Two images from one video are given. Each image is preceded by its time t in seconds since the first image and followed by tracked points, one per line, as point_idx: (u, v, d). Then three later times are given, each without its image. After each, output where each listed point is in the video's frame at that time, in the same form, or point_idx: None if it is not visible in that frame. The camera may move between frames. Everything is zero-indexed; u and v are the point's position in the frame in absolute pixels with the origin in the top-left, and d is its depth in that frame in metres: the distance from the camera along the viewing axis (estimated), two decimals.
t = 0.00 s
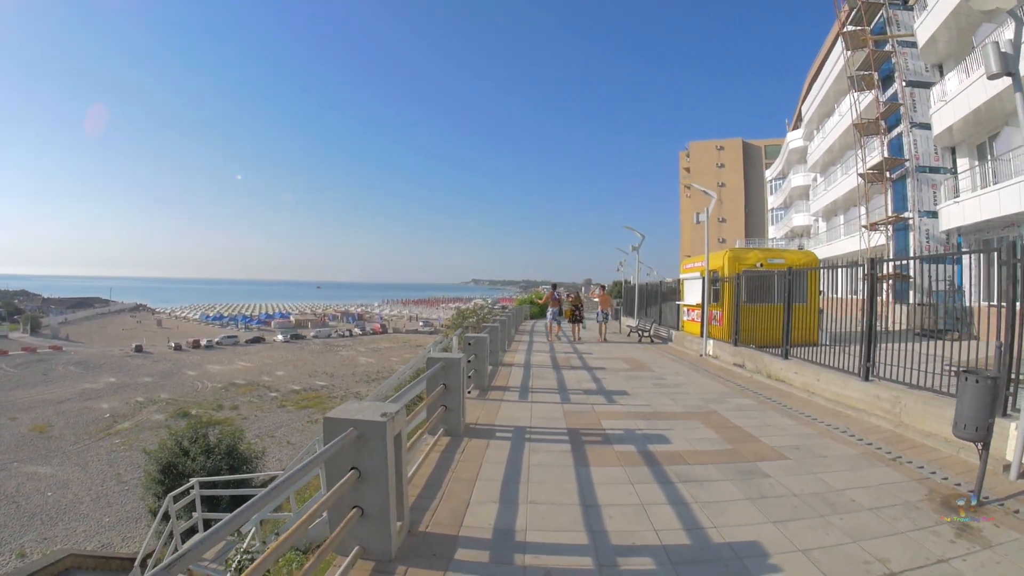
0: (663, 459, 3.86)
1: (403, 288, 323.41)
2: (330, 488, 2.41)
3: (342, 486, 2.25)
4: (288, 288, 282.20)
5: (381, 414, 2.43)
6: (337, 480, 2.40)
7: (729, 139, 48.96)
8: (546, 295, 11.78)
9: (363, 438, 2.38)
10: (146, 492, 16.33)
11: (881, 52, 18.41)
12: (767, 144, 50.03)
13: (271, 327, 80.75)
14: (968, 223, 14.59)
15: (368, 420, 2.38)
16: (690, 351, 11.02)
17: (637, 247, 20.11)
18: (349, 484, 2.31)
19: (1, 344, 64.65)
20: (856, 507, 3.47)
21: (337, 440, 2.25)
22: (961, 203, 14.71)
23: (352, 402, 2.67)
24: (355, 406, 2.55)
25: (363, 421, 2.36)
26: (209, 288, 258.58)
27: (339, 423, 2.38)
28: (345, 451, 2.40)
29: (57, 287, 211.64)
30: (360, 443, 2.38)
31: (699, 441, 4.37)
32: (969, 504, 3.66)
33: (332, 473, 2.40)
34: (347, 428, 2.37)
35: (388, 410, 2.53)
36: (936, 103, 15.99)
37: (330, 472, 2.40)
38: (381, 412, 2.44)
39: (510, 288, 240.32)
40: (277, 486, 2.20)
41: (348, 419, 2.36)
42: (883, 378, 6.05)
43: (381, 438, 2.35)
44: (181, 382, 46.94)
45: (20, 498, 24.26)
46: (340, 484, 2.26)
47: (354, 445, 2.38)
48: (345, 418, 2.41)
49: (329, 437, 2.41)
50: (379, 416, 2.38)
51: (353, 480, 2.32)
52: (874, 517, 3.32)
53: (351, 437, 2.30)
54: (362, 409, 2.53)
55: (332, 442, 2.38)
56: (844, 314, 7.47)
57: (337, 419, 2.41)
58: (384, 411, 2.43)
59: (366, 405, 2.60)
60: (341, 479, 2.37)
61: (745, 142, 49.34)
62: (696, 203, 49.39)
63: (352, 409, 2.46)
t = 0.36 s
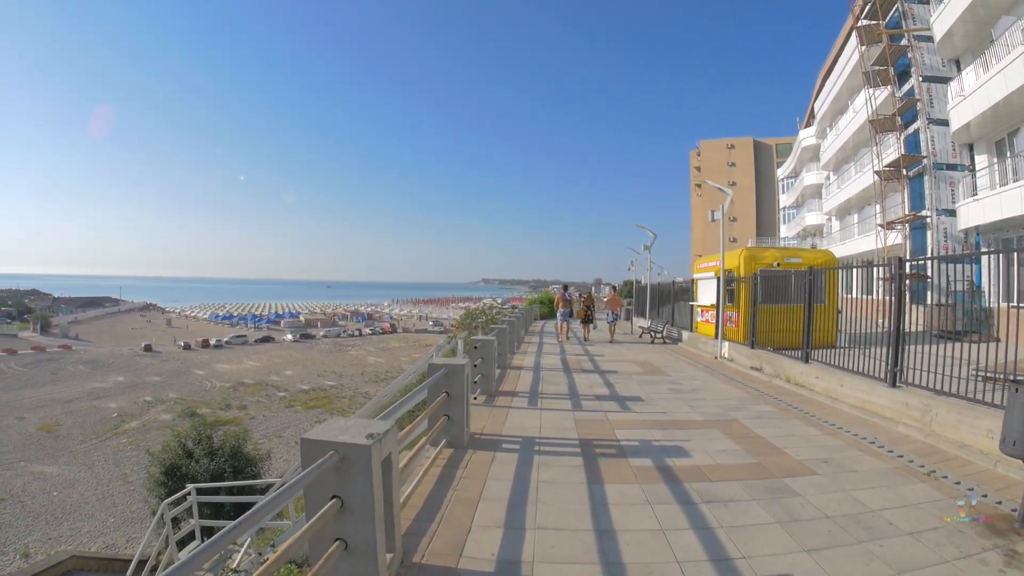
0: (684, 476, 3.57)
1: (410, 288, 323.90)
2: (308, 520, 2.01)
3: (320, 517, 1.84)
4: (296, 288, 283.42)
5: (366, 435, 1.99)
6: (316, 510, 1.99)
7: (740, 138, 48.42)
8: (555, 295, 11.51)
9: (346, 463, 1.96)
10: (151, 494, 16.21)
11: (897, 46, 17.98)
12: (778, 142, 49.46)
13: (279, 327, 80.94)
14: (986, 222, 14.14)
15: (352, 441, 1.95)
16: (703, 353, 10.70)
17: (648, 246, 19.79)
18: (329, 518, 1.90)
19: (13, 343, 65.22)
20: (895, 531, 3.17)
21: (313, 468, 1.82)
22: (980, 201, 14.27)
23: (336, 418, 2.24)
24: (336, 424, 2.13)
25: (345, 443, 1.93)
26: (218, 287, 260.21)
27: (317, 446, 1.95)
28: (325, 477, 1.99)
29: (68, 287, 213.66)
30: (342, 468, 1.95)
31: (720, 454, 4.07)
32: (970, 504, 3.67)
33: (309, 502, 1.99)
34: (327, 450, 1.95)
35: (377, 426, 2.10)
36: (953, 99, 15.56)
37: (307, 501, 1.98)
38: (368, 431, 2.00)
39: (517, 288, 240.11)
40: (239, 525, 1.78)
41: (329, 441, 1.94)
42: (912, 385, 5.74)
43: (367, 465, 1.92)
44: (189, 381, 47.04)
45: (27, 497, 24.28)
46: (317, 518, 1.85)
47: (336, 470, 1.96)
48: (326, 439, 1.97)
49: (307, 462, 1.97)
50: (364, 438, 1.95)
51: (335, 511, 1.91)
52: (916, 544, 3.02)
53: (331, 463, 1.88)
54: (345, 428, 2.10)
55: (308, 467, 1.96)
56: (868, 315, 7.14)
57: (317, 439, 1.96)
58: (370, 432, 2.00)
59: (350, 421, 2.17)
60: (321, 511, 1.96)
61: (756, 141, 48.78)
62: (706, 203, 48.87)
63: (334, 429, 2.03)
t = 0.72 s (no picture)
0: (704, 493, 3.26)
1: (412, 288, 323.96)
2: (278, 556, 1.73)
3: (290, 556, 1.56)
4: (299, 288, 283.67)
5: (343, 460, 1.69)
6: (287, 547, 1.71)
7: (744, 137, 47.97)
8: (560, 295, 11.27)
9: (318, 493, 1.67)
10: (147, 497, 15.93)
11: (907, 42, 17.65)
12: (783, 142, 49.12)
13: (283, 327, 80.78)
14: (999, 220, 13.78)
15: (325, 468, 1.66)
16: (712, 355, 10.39)
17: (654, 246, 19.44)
18: (301, 557, 1.61)
19: (17, 343, 65.10)
20: (938, 555, 2.86)
21: (277, 502, 1.54)
22: (993, 199, 13.92)
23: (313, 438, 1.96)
24: (311, 446, 1.84)
25: (317, 471, 1.64)
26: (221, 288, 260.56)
27: (285, 474, 1.67)
28: (297, 508, 1.71)
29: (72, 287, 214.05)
30: (315, 499, 1.68)
31: (740, 467, 3.79)
32: (971, 503, 3.62)
33: (279, 537, 1.71)
34: (297, 478, 1.66)
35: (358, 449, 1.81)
36: (965, 95, 15.21)
37: (277, 535, 1.71)
38: (346, 455, 1.71)
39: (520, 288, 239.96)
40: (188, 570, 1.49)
41: (299, 467, 1.66)
42: (937, 390, 5.43)
43: (342, 497, 1.62)
44: (191, 381, 46.84)
45: (25, 499, 24.04)
46: (285, 557, 1.56)
47: (307, 501, 1.68)
48: (294, 465, 1.69)
49: (274, 492, 1.68)
50: (339, 464, 1.66)
51: (307, 549, 1.62)
52: (963, 569, 2.72)
53: (299, 495, 1.59)
54: (322, 450, 1.82)
55: (277, 498, 1.68)
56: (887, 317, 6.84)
57: (286, 466, 1.68)
58: (348, 457, 1.70)
59: (329, 442, 1.90)
60: (292, 548, 1.67)
61: (761, 140, 48.36)
62: (710, 203, 48.34)
63: (307, 452, 1.74)
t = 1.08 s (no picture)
0: (721, 515, 2.98)
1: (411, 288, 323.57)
2: None
3: None
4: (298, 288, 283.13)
5: (304, 505, 1.48)
6: None
7: (745, 138, 47.65)
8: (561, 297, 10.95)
9: (273, 543, 1.45)
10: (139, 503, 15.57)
11: (913, 39, 17.39)
12: (784, 142, 48.92)
13: (282, 327, 80.40)
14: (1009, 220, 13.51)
15: (281, 514, 1.43)
16: (717, 358, 10.10)
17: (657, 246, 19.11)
18: None
19: (13, 344, 64.48)
20: None
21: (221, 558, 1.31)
22: (1002, 198, 13.64)
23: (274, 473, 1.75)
24: (270, 484, 1.64)
25: (270, 519, 1.42)
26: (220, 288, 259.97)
27: (236, 519, 1.46)
28: (251, 559, 1.48)
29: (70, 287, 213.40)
30: (269, 549, 1.45)
31: (758, 485, 3.50)
32: (971, 504, 3.57)
33: None
34: (249, 525, 1.45)
35: (324, 488, 1.60)
36: (973, 93, 14.95)
37: None
38: (308, 497, 1.50)
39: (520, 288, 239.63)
40: None
41: (251, 512, 1.44)
42: (960, 398, 5.13)
43: (302, 549, 1.39)
44: (189, 382, 46.44)
45: (18, 502, 23.64)
46: None
47: (261, 552, 1.46)
48: (244, 508, 1.47)
49: (223, 540, 1.47)
50: (297, 510, 1.44)
51: None
52: None
53: (249, 547, 1.37)
54: (283, 487, 1.62)
55: (225, 547, 1.46)
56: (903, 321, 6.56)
57: (237, 508, 1.47)
58: (310, 500, 1.49)
59: (293, 477, 1.69)
60: None
61: (761, 141, 48.10)
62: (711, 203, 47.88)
63: (263, 492, 1.55)
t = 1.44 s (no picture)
0: (753, 539, 2.69)
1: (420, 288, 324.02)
2: None
3: None
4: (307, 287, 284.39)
5: (257, 560, 1.42)
6: None
7: (758, 135, 46.93)
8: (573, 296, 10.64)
9: None
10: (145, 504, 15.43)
11: (932, 31, 16.91)
12: (797, 139, 48.20)
13: (293, 326, 80.61)
14: None
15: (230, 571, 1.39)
16: (734, 359, 9.78)
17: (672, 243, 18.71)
18: None
19: (27, 343, 65.00)
20: None
21: None
22: None
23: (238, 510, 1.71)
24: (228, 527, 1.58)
25: None
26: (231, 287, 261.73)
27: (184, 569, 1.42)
28: None
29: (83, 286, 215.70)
30: None
31: (793, 504, 3.19)
32: (969, 503, 3.53)
33: None
34: None
35: (286, 538, 1.52)
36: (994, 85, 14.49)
37: None
38: (259, 549, 1.45)
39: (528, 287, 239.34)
40: None
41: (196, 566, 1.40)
42: (1000, 404, 4.78)
43: None
44: (199, 381, 46.56)
45: (28, 500, 23.69)
46: None
47: None
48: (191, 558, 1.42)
49: None
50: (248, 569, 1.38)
51: None
52: None
53: None
54: (240, 531, 1.57)
55: None
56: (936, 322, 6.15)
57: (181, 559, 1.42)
58: (264, 556, 1.43)
59: (256, 516, 1.65)
60: None
61: (774, 138, 47.39)
62: (723, 201, 47.13)
63: (211, 534, 1.53)
